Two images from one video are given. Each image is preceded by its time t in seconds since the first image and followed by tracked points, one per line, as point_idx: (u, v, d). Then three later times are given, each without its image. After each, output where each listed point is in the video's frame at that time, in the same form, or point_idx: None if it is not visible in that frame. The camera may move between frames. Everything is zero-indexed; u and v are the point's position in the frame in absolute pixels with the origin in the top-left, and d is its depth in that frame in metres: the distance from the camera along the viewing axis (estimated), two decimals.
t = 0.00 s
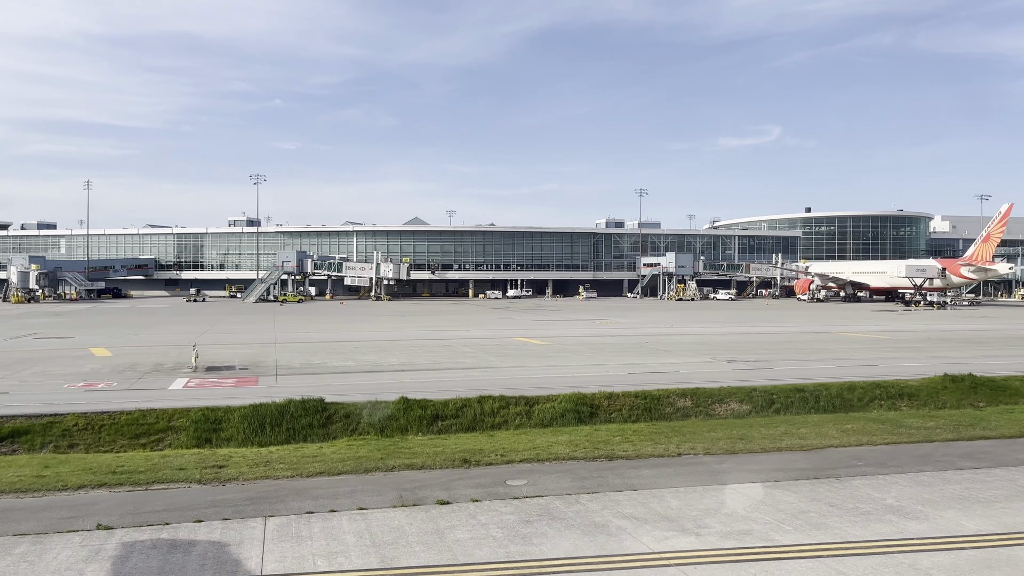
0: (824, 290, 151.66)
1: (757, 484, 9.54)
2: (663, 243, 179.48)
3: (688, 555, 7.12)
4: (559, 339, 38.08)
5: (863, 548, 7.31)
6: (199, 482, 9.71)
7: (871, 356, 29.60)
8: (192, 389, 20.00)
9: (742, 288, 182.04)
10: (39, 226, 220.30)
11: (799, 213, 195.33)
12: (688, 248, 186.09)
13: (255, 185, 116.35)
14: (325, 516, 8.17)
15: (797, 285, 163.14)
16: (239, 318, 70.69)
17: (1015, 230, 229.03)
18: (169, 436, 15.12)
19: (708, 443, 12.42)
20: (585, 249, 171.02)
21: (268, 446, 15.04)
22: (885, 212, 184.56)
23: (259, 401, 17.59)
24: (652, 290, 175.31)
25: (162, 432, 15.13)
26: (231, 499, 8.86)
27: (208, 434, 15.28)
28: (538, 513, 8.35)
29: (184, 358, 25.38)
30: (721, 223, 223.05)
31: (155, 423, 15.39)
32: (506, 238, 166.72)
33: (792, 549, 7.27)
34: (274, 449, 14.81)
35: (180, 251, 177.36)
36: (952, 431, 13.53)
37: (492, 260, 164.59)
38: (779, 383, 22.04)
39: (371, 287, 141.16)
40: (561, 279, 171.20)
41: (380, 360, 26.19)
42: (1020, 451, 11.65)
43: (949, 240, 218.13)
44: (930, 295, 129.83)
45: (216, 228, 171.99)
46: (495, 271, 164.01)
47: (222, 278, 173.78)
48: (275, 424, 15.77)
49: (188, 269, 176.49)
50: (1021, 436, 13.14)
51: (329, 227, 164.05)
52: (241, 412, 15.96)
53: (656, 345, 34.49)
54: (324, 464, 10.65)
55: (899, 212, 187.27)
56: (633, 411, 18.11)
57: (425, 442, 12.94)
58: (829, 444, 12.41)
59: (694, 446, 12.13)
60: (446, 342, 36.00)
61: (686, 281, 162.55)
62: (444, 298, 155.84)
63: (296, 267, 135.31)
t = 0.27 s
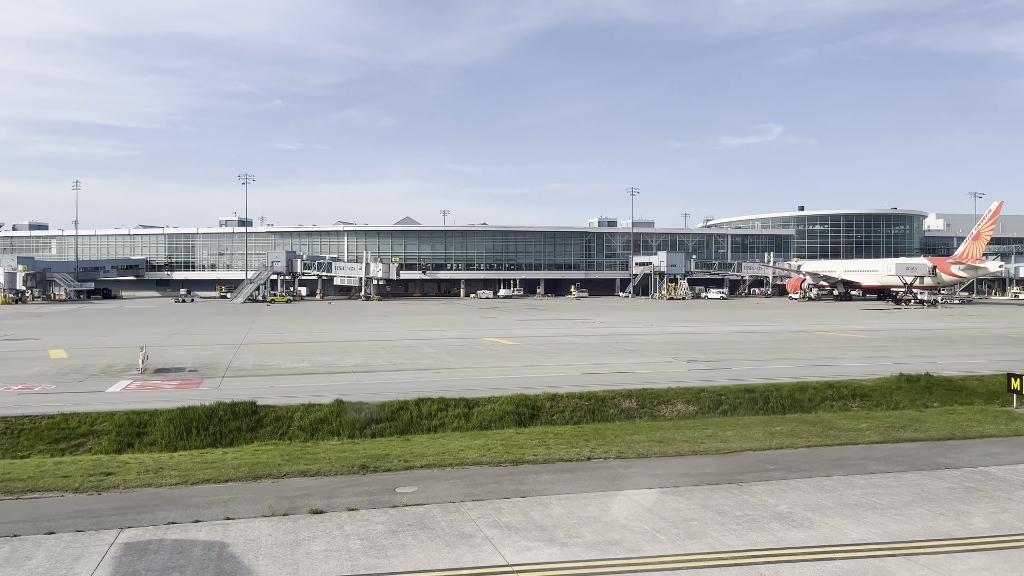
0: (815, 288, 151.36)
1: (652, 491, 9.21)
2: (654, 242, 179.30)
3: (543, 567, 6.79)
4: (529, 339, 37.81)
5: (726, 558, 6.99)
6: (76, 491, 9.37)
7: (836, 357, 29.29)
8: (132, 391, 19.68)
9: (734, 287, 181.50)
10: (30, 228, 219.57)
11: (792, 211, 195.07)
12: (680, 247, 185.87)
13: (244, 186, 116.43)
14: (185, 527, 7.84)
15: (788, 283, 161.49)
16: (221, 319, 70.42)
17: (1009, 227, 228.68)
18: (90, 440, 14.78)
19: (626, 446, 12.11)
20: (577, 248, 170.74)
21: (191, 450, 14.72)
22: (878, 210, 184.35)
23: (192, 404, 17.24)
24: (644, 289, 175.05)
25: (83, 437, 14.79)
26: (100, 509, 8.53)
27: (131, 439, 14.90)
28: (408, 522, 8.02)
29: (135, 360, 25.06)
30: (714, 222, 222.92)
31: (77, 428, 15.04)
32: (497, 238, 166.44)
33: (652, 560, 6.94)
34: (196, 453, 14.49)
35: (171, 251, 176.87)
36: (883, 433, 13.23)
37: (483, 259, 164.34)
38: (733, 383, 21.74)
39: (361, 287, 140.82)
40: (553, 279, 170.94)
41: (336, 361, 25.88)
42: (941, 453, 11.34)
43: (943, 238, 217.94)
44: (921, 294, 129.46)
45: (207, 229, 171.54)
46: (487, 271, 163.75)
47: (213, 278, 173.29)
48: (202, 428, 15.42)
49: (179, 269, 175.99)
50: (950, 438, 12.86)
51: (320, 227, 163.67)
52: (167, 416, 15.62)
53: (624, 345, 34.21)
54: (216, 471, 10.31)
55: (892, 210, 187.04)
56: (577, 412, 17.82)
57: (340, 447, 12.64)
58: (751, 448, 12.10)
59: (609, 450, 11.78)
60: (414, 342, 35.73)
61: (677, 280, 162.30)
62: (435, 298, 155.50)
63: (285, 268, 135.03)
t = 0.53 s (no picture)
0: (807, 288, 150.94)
1: (539, 499, 8.92)
2: (647, 241, 179.08)
3: None
4: (499, 339, 37.51)
5: (579, 573, 6.69)
6: None
7: (801, 358, 28.95)
8: (68, 395, 19.35)
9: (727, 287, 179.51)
10: (23, 228, 219.16)
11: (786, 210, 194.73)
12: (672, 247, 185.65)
13: (232, 185, 116.09)
14: (33, 541, 7.51)
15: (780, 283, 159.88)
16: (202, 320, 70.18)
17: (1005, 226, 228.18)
18: (8, 446, 14.47)
19: (540, 451, 11.80)
20: (569, 248, 170.43)
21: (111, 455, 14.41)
22: (871, 209, 183.96)
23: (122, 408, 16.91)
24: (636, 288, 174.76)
25: None
26: None
27: (50, 444, 14.58)
28: (266, 534, 7.70)
29: (86, 362, 24.74)
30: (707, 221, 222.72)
31: None
32: (489, 237, 166.16)
33: None
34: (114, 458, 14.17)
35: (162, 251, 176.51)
36: (809, 437, 12.92)
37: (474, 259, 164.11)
38: (685, 385, 21.42)
39: (351, 287, 140.61)
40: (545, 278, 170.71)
41: (291, 363, 25.58)
42: (858, 458, 11.02)
43: (937, 238, 217.33)
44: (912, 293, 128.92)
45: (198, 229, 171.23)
46: (478, 270, 163.46)
47: (204, 278, 172.93)
48: (125, 433, 15.10)
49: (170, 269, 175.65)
50: (878, 441, 12.53)
51: (311, 227, 163.43)
52: (90, 420, 15.29)
53: (592, 345, 33.87)
54: (100, 479, 9.99)
55: (886, 209, 186.62)
56: (517, 415, 17.48)
57: (248, 452, 12.31)
58: (667, 453, 11.80)
59: (520, 455, 11.45)
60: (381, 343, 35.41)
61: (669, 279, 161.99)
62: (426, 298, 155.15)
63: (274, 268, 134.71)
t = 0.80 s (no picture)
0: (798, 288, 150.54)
1: (418, 509, 8.61)
2: (639, 242, 178.89)
3: None
4: (467, 340, 37.24)
5: None
6: None
7: (764, 358, 28.65)
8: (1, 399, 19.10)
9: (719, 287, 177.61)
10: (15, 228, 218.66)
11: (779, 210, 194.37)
12: (665, 247, 185.41)
13: (221, 185, 117.61)
14: None
15: (772, 283, 158.91)
16: (183, 321, 69.97)
17: (1000, 226, 227.62)
18: None
19: (448, 457, 11.49)
20: (561, 248, 170.16)
21: (27, 460, 14.09)
22: (865, 209, 183.57)
23: (48, 412, 16.58)
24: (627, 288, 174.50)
25: None
26: None
27: None
28: (110, 548, 7.39)
29: (34, 364, 24.50)
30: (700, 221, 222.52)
31: None
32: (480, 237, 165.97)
33: None
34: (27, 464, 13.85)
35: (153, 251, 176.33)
36: (730, 441, 12.64)
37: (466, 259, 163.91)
38: (635, 387, 21.12)
39: (341, 287, 140.56)
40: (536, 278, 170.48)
41: (243, 365, 25.29)
42: (769, 465, 10.70)
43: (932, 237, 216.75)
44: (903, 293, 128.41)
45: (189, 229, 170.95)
46: (469, 270, 163.23)
47: (195, 279, 172.60)
48: (45, 439, 14.80)
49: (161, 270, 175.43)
50: (799, 446, 12.23)
51: (302, 227, 163.30)
52: (11, 425, 14.98)
53: (557, 346, 33.56)
54: None
55: (880, 208, 186.17)
56: (454, 419, 17.16)
57: (154, 457, 11.96)
58: (578, 459, 11.50)
59: (424, 461, 11.15)
60: (347, 344, 35.11)
61: (660, 279, 161.64)
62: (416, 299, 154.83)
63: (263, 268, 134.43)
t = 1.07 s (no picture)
0: (789, 289, 150.08)
1: (284, 519, 8.27)
2: (631, 242, 178.67)
3: None
4: (436, 341, 36.94)
5: None
6: None
7: (725, 359, 28.34)
8: None
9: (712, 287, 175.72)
10: (7, 229, 218.03)
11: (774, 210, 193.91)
12: (657, 247, 185.25)
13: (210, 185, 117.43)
14: None
15: (764, 284, 157.29)
16: (165, 322, 69.63)
17: (994, 226, 227.12)
18: None
19: (350, 464, 11.13)
20: (553, 248, 169.93)
21: None
22: (858, 209, 183.28)
23: None
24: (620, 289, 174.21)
25: None
26: None
27: None
28: None
29: None
30: (694, 221, 222.42)
31: None
32: (472, 238, 165.71)
33: None
34: None
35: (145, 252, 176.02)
36: (648, 447, 12.31)
37: (457, 259, 163.70)
38: (584, 390, 20.77)
39: (330, 288, 140.64)
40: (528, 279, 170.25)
41: (194, 368, 24.96)
42: (673, 473, 10.36)
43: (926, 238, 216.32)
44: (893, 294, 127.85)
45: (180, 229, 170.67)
46: (461, 271, 163.08)
47: (186, 279, 172.18)
48: None
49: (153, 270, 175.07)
50: (715, 452, 11.92)
51: (293, 227, 163.26)
52: None
53: (523, 347, 33.25)
54: None
55: (874, 209, 185.83)
56: (388, 424, 16.82)
57: (52, 463, 11.65)
58: (484, 465, 11.17)
59: (322, 469, 10.78)
60: (313, 345, 34.81)
61: (652, 280, 161.38)
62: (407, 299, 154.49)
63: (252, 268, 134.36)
